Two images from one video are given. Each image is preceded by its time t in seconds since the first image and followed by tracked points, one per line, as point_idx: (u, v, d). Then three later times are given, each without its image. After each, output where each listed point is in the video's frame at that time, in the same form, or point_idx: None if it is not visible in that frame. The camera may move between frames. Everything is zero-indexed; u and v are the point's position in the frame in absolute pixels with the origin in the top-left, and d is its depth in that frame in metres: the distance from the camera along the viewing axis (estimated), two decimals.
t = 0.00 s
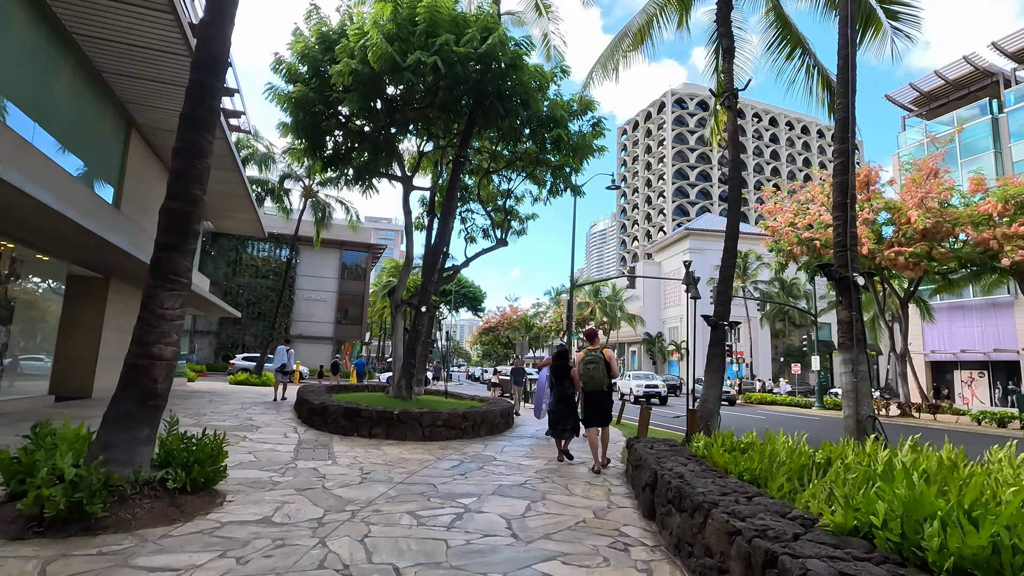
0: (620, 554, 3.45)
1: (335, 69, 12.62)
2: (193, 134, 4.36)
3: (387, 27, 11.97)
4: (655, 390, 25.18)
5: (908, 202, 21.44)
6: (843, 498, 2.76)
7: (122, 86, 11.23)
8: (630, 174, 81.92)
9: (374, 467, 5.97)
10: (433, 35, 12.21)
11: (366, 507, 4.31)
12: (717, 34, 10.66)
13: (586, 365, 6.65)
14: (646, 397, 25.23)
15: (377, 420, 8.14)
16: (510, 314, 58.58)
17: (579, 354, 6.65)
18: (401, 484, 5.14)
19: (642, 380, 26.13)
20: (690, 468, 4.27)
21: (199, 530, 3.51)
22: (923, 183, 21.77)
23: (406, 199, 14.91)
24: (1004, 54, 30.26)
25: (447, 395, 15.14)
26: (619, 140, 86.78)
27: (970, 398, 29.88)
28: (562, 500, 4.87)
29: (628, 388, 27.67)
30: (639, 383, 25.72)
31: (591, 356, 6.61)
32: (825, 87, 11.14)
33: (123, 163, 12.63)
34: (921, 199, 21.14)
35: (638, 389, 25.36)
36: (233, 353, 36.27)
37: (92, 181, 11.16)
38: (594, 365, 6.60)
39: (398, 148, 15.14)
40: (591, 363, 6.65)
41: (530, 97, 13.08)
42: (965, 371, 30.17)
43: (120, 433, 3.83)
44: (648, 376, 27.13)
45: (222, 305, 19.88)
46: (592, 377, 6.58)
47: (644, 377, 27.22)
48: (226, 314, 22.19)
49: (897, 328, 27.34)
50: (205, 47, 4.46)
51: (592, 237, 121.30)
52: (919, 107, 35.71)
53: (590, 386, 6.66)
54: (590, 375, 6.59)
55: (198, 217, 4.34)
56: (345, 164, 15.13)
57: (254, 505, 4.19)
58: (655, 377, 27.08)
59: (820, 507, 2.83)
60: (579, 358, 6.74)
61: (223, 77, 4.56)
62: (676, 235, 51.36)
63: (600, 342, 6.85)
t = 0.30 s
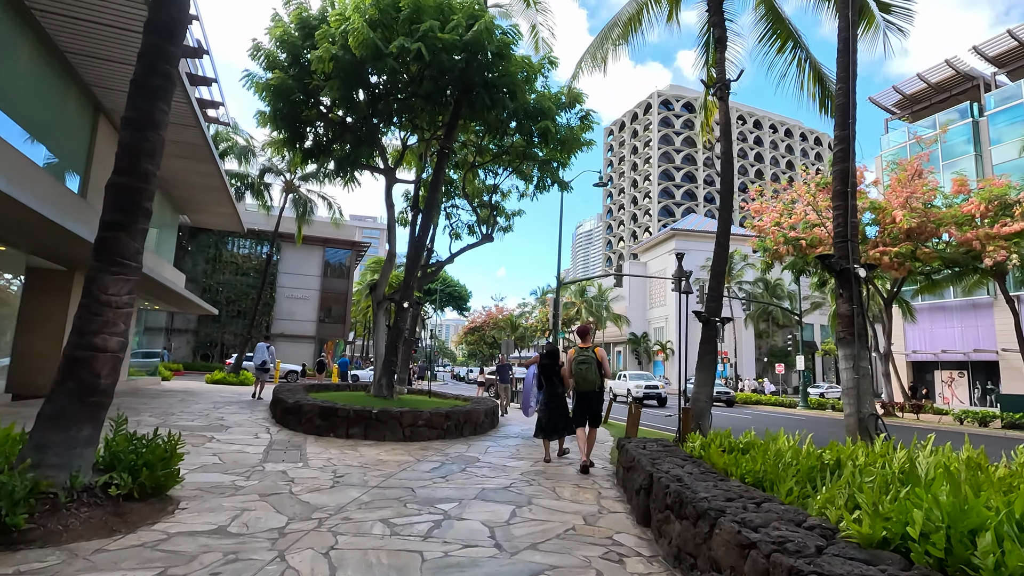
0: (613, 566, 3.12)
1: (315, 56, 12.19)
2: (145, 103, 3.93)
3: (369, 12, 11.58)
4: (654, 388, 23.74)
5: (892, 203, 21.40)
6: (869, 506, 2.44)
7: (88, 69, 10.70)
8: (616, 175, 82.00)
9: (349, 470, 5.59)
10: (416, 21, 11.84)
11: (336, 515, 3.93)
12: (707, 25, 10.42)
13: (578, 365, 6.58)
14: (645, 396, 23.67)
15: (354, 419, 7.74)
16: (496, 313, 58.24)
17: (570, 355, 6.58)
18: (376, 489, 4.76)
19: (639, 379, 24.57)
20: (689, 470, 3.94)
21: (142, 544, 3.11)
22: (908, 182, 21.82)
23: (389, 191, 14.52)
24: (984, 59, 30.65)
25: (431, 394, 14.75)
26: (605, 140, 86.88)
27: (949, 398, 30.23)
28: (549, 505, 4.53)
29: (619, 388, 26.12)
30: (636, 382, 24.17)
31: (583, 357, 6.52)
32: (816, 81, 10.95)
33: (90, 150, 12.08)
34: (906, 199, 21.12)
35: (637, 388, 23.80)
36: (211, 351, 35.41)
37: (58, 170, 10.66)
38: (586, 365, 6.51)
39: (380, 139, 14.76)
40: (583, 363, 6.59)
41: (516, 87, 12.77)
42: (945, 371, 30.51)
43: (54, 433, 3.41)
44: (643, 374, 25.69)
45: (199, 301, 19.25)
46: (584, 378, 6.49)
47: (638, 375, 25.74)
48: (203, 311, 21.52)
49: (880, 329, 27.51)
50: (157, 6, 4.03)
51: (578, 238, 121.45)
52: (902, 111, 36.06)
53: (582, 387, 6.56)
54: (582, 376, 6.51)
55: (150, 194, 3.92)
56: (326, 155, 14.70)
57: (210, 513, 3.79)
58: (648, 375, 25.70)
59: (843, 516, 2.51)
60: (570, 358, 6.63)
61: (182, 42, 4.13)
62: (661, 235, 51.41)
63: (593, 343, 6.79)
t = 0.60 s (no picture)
0: None
1: (294, 43, 11.73)
2: (82, 74, 3.49)
3: None
4: (659, 390, 22.30)
5: (880, 203, 21.35)
6: (910, 540, 2.11)
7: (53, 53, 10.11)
8: (604, 174, 81.89)
9: (320, 480, 5.18)
10: (400, 7, 11.45)
11: (297, 535, 3.53)
12: (700, 17, 10.13)
13: (568, 366, 6.77)
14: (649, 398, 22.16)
15: (330, 423, 7.33)
16: (482, 313, 57.82)
17: (561, 355, 6.82)
18: (348, 503, 4.37)
19: (642, 381, 23.06)
20: (687, 484, 3.61)
21: None
22: (896, 182, 21.75)
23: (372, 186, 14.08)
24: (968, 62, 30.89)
25: (415, 396, 14.33)
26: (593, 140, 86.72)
27: (932, 398, 30.41)
28: (535, 520, 4.18)
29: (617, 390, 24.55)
30: (639, 384, 22.68)
31: (573, 357, 6.76)
32: (809, 76, 10.71)
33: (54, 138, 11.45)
34: (894, 200, 21.06)
35: (641, 389, 22.33)
36: (191, 350, 34.54)
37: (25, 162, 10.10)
38: (575, 365, 6.75)
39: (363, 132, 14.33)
40: (573, 364, 6.77)
41: (502, 79, 12.44)
42: (928, 371, 30.67)
43: None
44: (643, 376, 24.26)
45: (175, 298, 18.62)
46: (573, 378, 6.71)
47: (638, 376, 24.31)
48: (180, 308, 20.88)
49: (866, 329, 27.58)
50: None
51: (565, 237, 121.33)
52: (886, 112, 35.99)
53: (571, 388, 6.77)
54: (571, 375, 6.73)
55: (88, 176, 3.49)
56: (307, 149, 14.23)
57: (154, 535, 3.37)
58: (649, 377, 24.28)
59: (877, 550, 2.18)
60: (562, 359, 6.89)
61: (128, 8, 3.70)
62: (649, 235, 51.33)
63: (584, 345, 6.96)
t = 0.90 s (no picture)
0: None
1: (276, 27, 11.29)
2: (18, 26, 3.08)
3: None
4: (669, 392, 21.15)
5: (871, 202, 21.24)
6: (978, 559, 1.79)
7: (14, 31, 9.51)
8: (593, 174, 81.81)
9: (294, 484, 4.80)
10: None
11: (262, 548, 3.14)
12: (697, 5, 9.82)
13: (561, 363, 6.48)
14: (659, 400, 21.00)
15: (309, 423, 6.91)
16: (471, 312, 57.34)
17: (554, 352, 6.54)
18: (322, 510, 3.99)
19: (651, 381, 21.87)
20: (695, 490, 3.28)
21: None
22: (887, 182, 21.61)
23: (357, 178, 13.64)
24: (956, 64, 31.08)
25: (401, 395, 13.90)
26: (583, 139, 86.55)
27: (919, 397, 30.51)
28: (526, 528, 3.83)
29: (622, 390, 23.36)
30: (648, 384, 21.52)
31: (566, 354, 6.48)
32: (807, 68, 10.47)
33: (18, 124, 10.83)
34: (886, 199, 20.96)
35: (651, 390, 21.18)
36: (173, 349, 33.73)
37: None
38: (568, 362, 6.47)
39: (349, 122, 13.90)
40: (567, 361, 6.47)
41: (492, 68, 12.13)
42: (915, 371, 30.75)
43: None
44: (650, 376, 23.10)
45: (154, 294, 18.03)
46: (565, 375, 6.42)
47: (645, 376, 23.14)
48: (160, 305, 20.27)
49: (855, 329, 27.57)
50: None
51: (554, 237, 121.12)
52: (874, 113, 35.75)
53: (563, 386, 6.47)
54: (564, 372, 6.45)
55: (21, 142, 3.08)
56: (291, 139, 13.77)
57: (96, 549, 2.96)
58: (655, 377, 23.13)
59: (935, 570, 1.86)
60: (555, 355, 6.61)
61: None
62: (638, 235, 51.20)
63: (579, 342, 6.65)
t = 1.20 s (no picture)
0: None
1: (257, 13, 10.83)
2: None
3: None
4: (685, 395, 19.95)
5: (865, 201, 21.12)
6: None
7: None
8: (584, 173, 81.47)
9: (266, 497, 4.41)
10: None
11: None
12: None
13: (554, 363, 6.16)
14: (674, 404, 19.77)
15: (287, 428, 6.51)
16: (461, 311, 56.89)
17: (548, 351, 6.21)
18: (293, 528, 3.62)
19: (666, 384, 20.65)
20: (708, 507, 2.98)
21: None
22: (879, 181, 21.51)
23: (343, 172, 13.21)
24: (945, 65, 31.18)
25: (388, 396, 13.50)
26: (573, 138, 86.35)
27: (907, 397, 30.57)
28: (519, 547, 3.48)
29: (631, 392, 22.27)
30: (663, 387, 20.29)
31: (560, 354, 6.17)
32: (805, 61, 10.20)
33: None
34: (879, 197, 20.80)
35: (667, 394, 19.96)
36: (155, 347, 32.98)
37: None
38: (562, 362, 6.15)
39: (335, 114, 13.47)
40: (560, 361, 6.15)
41: (483, 59, 11.81)
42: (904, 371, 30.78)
43: None
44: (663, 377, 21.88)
45: (133, 292, 17.46)
46: (559, 376, 6.09)
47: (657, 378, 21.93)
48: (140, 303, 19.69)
49: (845, 328, 27.54)
50: None
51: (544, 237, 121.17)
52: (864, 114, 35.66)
53: (557, 387, 6.15)
54: (557, 373, 6.12)
55: None
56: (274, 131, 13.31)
57: None
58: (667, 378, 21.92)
59: None
60: (549, 355, 6.29)
61: None
62: (629, 234, 51.02)
63: (574, 341, 6.34)
